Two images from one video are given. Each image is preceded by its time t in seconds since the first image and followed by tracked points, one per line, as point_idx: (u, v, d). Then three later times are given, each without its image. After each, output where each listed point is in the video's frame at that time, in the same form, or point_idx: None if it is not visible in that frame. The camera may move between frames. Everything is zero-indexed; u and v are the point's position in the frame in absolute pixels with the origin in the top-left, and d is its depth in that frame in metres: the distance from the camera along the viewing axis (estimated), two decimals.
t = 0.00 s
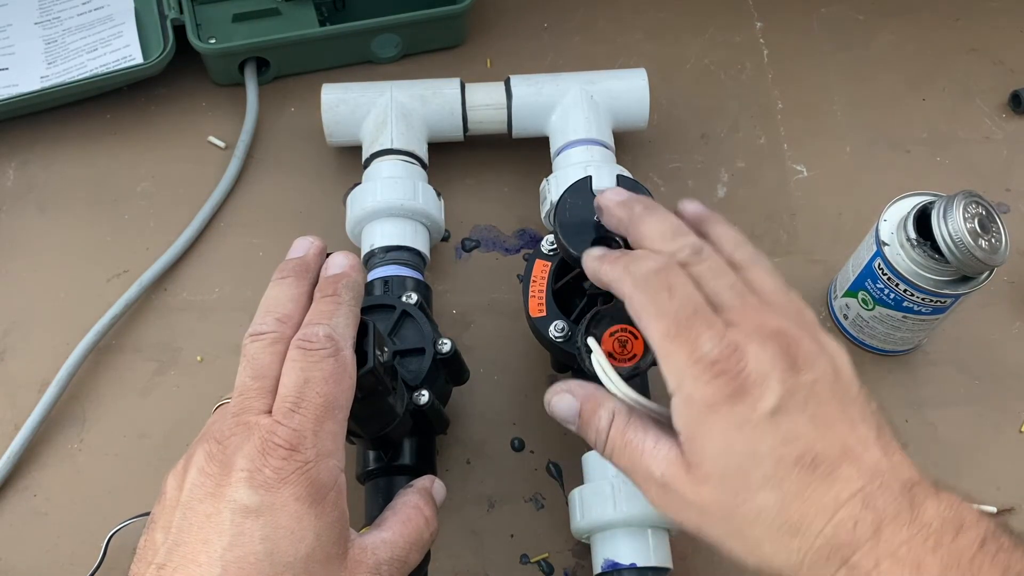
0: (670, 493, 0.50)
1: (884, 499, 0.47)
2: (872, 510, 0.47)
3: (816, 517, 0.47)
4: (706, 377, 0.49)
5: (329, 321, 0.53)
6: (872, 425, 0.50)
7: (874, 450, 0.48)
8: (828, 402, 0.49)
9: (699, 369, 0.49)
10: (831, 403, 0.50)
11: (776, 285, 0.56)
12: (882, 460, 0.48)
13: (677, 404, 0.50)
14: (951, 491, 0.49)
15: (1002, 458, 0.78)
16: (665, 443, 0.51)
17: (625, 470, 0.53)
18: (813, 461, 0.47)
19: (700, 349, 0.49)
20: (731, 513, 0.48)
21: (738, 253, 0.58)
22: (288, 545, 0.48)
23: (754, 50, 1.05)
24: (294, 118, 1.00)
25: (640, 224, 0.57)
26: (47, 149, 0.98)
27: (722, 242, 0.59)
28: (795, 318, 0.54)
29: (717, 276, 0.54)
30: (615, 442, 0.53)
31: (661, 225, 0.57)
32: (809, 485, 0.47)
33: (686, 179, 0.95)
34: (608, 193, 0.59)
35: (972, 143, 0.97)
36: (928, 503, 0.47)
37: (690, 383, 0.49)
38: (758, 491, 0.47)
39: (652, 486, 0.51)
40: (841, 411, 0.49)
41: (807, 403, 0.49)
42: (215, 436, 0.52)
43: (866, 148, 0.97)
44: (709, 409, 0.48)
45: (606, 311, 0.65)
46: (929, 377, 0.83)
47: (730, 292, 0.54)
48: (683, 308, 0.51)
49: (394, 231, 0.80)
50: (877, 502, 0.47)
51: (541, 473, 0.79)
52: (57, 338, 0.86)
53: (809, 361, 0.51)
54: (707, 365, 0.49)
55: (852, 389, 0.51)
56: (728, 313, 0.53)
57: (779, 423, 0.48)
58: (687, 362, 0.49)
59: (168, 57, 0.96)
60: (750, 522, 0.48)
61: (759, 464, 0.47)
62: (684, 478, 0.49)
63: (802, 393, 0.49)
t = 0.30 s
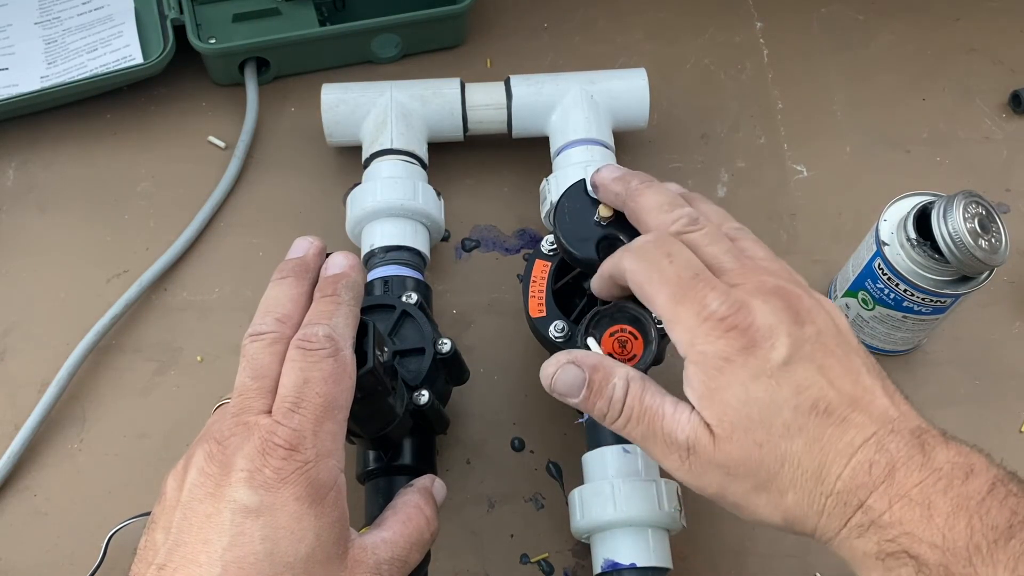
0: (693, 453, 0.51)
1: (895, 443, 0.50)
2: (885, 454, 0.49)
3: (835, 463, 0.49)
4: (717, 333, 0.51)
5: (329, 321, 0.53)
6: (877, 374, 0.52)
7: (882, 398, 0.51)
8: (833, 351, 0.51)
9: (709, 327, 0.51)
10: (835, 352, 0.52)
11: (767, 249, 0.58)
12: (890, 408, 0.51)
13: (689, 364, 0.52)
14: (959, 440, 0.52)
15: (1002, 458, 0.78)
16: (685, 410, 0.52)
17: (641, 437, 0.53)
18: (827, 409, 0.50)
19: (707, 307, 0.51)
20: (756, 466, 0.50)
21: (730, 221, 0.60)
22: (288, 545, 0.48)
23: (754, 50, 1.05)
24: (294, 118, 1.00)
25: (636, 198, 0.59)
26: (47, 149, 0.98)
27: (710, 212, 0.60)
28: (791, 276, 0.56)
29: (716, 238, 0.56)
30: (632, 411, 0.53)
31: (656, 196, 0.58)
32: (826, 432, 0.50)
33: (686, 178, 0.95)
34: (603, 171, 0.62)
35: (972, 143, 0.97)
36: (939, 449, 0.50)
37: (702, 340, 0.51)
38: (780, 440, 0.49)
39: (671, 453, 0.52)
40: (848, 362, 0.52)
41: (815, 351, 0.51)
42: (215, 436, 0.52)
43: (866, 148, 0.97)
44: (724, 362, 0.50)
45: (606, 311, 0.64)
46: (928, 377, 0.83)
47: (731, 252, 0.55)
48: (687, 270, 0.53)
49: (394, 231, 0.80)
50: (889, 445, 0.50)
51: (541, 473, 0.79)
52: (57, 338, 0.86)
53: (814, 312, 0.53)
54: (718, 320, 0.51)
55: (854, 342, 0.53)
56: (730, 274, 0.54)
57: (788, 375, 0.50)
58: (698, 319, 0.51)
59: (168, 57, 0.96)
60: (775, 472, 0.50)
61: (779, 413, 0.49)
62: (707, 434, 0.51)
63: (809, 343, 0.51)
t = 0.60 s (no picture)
0: (692, 439, 0.51)
1: (893, 446, 0.49)
2: (883, 455, 0.49)
3: (832, 460, 0.49)
4: (727, 326, 0.51)
5: (328, 321, 0.53)
6: (879, 381, 0.53)
7: (882, 403, 0.51)
8: (838, 353, 0.52)
9: (719, 320, 0.52)
10: (839, 355, 0.52)
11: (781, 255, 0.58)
12: (890, 413, 0.51)
13: (694, 353, 0.53)
14: (955, 447, 0.51)
15: (1001, 458, 0.78)
16: (687, 394, 0.52)
17: (641, 419, 0.53)
18: (828, 407, 0.50)
19: (718, 302, 0.52)
20: (754, 457, 0.50)
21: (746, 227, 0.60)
22: (288, 545, 0.48)
23: (754, 50, 1.05)
24: (294, 118, 1.00)
25: (641, 198, 0.59)
26: (47, 149, 0.98)
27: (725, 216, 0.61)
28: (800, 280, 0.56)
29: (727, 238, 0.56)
30: (636, 392, 0.52)
31: (663, 197, 0.58)
32: (826, 428, 0.50)
33: (686, 178, 0.95)
34: (603, 169, 0.62)
35: (972, 143, 0.97)
36: (935, 454, 0.49)
37: (711, 332, 0.52)
38: (779, 433, 0.49)
39: (670, 437, 0.52)
40: (850, 364, 0.52)
41: (819, 351, 0.51)
42: (215, 437, 0.52)
43: (866, 148, 0.97)
44: (730, 356, 0.51)
45: (607, 310, 0.65)
46: (928, 377, 0.83)
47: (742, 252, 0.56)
48: (706, 264, 0.53)
49: (394, 231, 0.80)
50: (888, 447, 0.49)
51: (541, 473, 0.79)
52: (57, 338, 0.86)
53: (821, 315, 0.53)
54: (727, 315, 0.51)
55: (857, 346, 0.53)
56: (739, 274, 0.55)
57: (793, 370, 0.50)
58: (707, 313, 0.52)
59: (168, 57, 0.96)
60: (772, 464, 0.50)
61: (780, 407, 0.49)
62: (707, 424, 0.51)
63: (816, 343, 0.51)
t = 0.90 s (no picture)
0: (699, 382, 0.51)
1: (899, 380, 0.49)
2: (888, 390, 0.49)
3: (838, 397, 0.49)
4: (723, 276, 0.50)
5: (328, 321, 0.53)
6: (878, 317, 0.52)
7: (884, 337, 0.51)
8: (836, 292, 0.51)
9: (715, 271, 0.50)
10: (837, 293, 0.51)
11: (767, 203, 0.57)
12: (893, 348, 0.50)
13: (693, 306, 0.51)
14: (962, 380, 0.51)
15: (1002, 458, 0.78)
16: (693, 339, 0.51)
17: (651, 366, 0.53)
18: (830, 345, 0.49)
19: (712, 253, 0.50)
20: (760, 400, 0.49)
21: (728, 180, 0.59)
22: (288, 545, 0.48)
23: (754, 51, 1.05)
24: (294, 118, 1.00)
25: (623, 172, 0.57)
26: (47, 148, 0.98)
27: (705, 175, 0.60)
28: (792, 225, 0.55)
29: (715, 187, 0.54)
30: (644, 340, 0.52)
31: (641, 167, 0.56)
32: (829, 367, 0.49)
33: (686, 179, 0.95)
34: (586, 164, 0.63)
35: (972, 144, 0.97)
36: (941, 387, 0.50)
37: (706, 283, 0.50)
38: (784, 375, 0.49)
39: (678, 382, 0.52)
40: (849, 301, 0.51)
41: (818, 291, 0.50)
42: (214, 437, 0.52)
43: (866, 148, 0.97)
44: (728, 301, 0.50)
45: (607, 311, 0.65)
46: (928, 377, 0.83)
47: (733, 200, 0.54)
48: (696, 216, 0.51)
49: (394, 231, 0.80)
50: (894, 381, 0.49)
51: (541, 473, 0.79)
52: (57, 338, 0.86)
53: (816, 256, 0.52)
54: (723, 264, 0.50)
55: (853, 283, 0.53)
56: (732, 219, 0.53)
57: (792, 314, 0.49)
58: (703, 265, 0.50)
59: (169, 57, 0.96)
60: (778, 405, 0.49)
61: (783, 348, 0.48)
62: (712, 368, 0.50)
63: (813, 284, 0.50)
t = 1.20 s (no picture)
0: (692, 395, 0.51)
1: (885, 403, 0.50)
2: (875, 412, 0.49)
3: (825, 417, 0.50)
4: (717, 298, 0.51)
5: (326, 321, 0.53)
6: (866, 342, 0.53)
7: (872, 362, 0.51)
8: (827, 318, 0.51)
9: (709, 293, 0.51)
10: (827, 319, 0.52)
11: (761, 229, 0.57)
12: (881, 372, 0.51)
13: (687, 324, 0.52)
14: (946, 406, 0.51)
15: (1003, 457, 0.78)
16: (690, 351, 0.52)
17: (645, 376, 0.53)
18: (819, 366, 0.50)
19: (707, 275, 0.51)
20: (750, 417, 0.50)
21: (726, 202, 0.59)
22: (286, 546, 0.48)
23: (754, 50, 1.05)
24: (294, 119, 1.00)
25: (627, 175, 0.58)
26: (47, 148, 0.98)
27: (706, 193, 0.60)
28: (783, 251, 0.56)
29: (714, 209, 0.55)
30: (642, 348, 0.53)
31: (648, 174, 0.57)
32: (818, 389, 0.50)
33: (686, 179, 0.95)
34: (591, 164, 0.63)
35: (973, 144, 0.97)
36: (926, 411, 0.50)
37: (700, 304, 0.51)
38: (774, 394, 0.49)
39: (670, 394, 0.52)
40: (838, 327, 0.52)
41: (808, 316, 0.51)
42: (213, 438, 0.52)
43: (866, 148, 0.97)
44: (720, 324, 0.51)
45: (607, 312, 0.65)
46: (928, 377, 0.83)
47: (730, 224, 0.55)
48: (694, 239, 0.52)
49: (394, 231, 0.80)
50: (880, 404, 0.50)
51: (541, 473, 0.79)
52: (57, 338, 0.86)
53: (807, 281, 0.53)
54: (717, 288, 0.51)
55: (843, 311, 0.53)
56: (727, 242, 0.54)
57: (783, 336, 0.50)
58: (698, 287, 0.51)
59: (168, 57, 0.96)
60: (768, 422, 0.50)
61: (773, 367, 0.49)
62: (705, 383, 0.51)
63: (802, 309, 0.51)
